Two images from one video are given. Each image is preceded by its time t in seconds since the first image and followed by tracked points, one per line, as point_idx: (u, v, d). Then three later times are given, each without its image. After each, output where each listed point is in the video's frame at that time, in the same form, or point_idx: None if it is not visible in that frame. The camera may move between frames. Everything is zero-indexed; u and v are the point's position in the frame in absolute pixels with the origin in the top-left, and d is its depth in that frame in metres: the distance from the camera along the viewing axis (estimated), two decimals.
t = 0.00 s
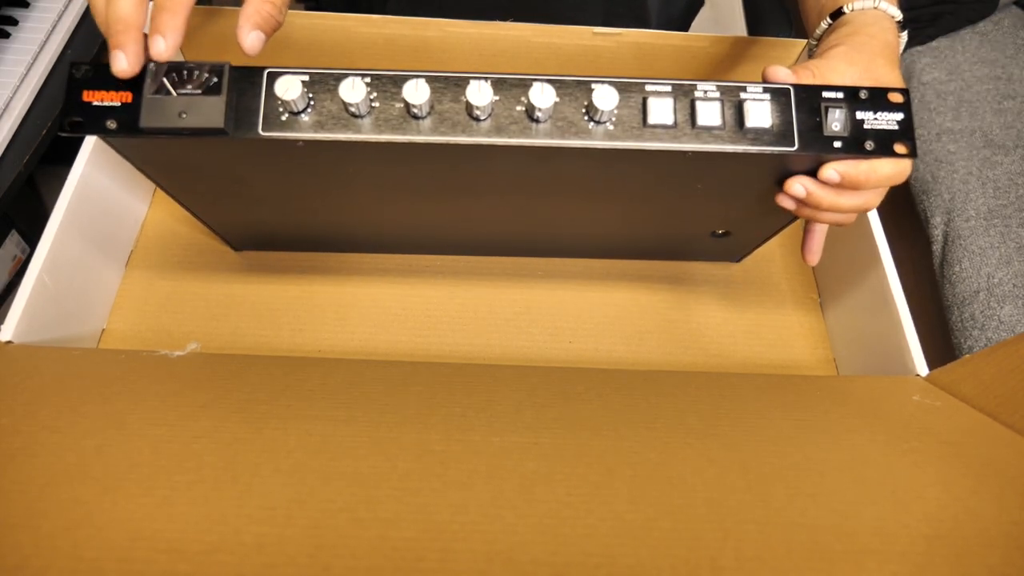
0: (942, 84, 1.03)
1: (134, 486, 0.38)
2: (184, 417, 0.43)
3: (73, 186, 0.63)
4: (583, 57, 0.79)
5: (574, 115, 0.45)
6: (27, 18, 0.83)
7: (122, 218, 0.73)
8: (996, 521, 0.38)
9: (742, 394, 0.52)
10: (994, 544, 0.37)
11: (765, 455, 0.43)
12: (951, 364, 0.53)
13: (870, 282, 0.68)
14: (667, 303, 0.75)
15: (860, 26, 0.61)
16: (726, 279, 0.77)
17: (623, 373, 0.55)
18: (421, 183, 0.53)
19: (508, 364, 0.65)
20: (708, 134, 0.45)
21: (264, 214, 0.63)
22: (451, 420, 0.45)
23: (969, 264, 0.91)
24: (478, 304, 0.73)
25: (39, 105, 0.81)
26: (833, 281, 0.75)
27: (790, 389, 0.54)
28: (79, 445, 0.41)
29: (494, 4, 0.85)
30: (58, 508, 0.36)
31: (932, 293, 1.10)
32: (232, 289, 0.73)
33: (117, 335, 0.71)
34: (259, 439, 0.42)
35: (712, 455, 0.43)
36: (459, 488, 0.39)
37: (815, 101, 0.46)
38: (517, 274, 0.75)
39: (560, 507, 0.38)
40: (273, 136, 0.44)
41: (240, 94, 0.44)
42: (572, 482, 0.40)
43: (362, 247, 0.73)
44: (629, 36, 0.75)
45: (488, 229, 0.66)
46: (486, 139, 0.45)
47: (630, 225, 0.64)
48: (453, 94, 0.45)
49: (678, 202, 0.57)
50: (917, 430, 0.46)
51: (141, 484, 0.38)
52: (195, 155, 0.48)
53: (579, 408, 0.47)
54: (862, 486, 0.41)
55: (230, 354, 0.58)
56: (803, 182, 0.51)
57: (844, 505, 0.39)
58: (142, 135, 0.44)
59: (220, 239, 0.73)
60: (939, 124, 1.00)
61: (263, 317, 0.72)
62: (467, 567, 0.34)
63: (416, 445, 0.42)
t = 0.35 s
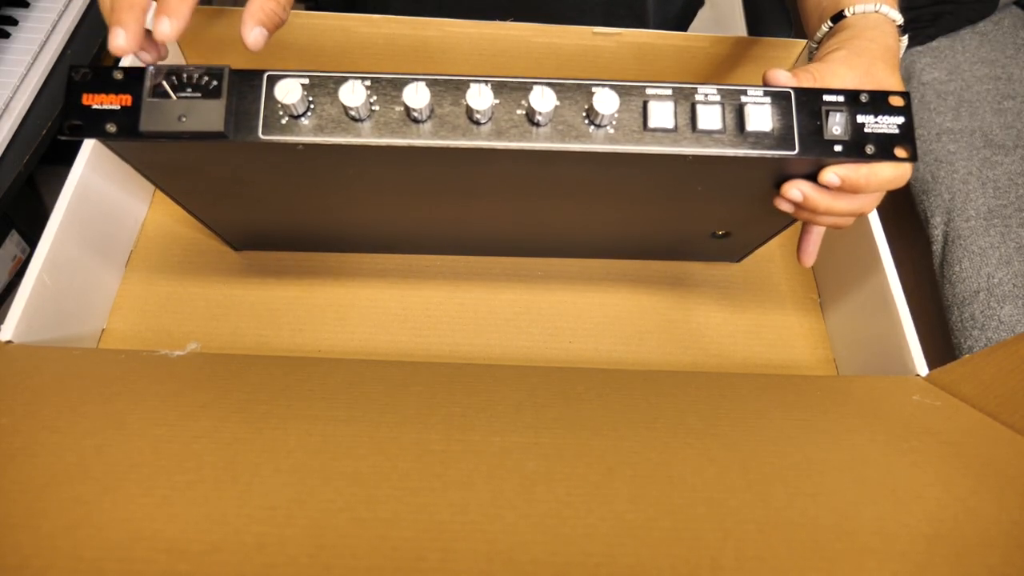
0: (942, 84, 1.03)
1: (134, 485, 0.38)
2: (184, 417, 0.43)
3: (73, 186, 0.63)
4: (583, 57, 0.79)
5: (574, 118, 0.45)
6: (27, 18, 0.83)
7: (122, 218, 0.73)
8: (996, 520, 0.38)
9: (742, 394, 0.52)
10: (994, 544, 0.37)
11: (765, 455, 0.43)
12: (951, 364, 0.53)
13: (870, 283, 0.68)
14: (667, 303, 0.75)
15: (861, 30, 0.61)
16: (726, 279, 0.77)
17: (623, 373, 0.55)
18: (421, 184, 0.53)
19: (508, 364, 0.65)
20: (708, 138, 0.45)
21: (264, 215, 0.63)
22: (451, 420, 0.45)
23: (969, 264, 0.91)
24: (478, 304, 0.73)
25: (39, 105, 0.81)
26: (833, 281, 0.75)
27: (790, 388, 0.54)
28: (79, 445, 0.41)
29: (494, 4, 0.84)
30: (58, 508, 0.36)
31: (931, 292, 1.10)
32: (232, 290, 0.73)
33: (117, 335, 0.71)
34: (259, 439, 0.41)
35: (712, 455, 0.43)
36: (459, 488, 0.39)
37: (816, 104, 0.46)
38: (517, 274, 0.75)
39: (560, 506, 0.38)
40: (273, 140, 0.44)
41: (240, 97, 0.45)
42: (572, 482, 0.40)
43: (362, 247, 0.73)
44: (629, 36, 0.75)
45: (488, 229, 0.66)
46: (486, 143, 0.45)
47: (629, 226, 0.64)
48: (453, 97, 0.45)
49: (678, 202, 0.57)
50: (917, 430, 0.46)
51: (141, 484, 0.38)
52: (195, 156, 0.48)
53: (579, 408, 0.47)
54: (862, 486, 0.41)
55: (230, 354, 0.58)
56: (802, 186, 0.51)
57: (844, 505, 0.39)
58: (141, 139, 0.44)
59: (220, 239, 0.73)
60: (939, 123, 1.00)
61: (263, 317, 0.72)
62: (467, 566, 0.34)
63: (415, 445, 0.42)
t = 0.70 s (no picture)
0: (942, 84, 1.03)
1: (134, 485, 0.38)
2: (184, 417, 0.43)
3: (73, 186, 0.63)
4: (583, 57, 0.79)
5: (575, 119, 0.45)
6: (27, 18, 0.83)
7: (122, 219, 0.73)
8: (996, 520, 0.38)
9: (742, 394, 0.52)
10: (994, 544, 0.37)
11: (765, 455, 0.43)
12: (951, 364, 0.53)
13: (870, 283, 0.68)
14: (667, 303, 0.75)
15: (862, 32, 0.61)
16: (726, 279, 0.77)
17: (623, 374, 0.55)
18: (421, 184, 0.53)
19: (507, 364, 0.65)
20: (708, 140, 0.45)
21: (263, 215, 0.63)
22: (451, 420, 0.45)
23: (969, 264, 0.91)
24: (478, 304, 0.73)
25: (39, 105, 0.81)
26: (833, 281, 0.75)
27: (790, 388, 0.54)
28: (78, 445, 0.41)
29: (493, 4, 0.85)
30: (58, 508, 0.36)
31: (931, 292, 1.10)
32: (232, 290, 0.73)
33: (117, 335, 0.71)
34: (259, 439, 0.41)
35: (712, 455, 0.43)
36: (459, 488, 0.39)
37: (816, 106, 0.46)
38: (517, 274, 0.75)
39: (560, 506, 0.38)
40: (272, 142, 0.44)
41: (240, 99, 0.45)
42: (572, 481, 0.40)
43: (362, 247, 0.73)
44: (629, 37, 0.75)
45: (487, 230, 0.66)
46: (487, 144, 0.45)
47: (629, 226, 0.64)
48: (453, 98, 0.45)
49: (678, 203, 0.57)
50: (917, 430, 0.46)
51: (141, 484, 0.38)
52: (195, 158, 0.48)
53: (579, 408, 0.47)
54: (862, 485, 0.41)
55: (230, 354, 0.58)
56: (802, 186, 0.51)
57: (844, 505, 0.39)
58: (141, 140, 0.44)
59: (220, 239, 0.73)
60: (939, 124, 1.00)
61: (263, 317, 0.72)
62: (468, 566, 0.34)
63: (415, 445, 0.42)
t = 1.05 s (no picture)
0: (942, 84, 1.03)
1: (134, 485, 0.38)
2: (184, 417, 0.43)
3: (73, 186, 0.63)
4: (583, 56, 0.79)
5: (574, 117, 0.45)
6: (27, 18, 0.83)
7: (122, 219, 0.73)
8: (996, 521, 0.38)
9: (742, 393, 0.52)
10: (994, 544, 0.37)
11: (765, 455, 0.43)
12: (951, 364, 0.53)
13: (870, 283, 0.68)
14: (667, 303, 0.75)
15: (862, 30, 0.61)
16: (726, 279, 0.77)
17: (623, 373, 0.55)
18: (420, 184, 0.53)
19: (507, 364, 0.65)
20: (708, 137, 0.45)
21: (263, 215, 0.63)
22: (451, 420, 0.45)
23: (969, 264, 0.91)
24: (478, 304, 0.73)
25: (40, 104, 0.81)
26: (833, 281, 0.75)
27: (790, 388, 0.54)
28: (79, 445, 0.41)
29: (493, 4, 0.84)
30: (58, 508, 0.36)
31: (931, 292, 1.10)
32: (232, 290, 0.73)
33: (117, 335, 0.71)
34: (259, 439, 0.41)
35: (712, 455, 0.43)
36: (459, 488, 0.39)
37: (815, 103, 0.46)
38: (517, 274, 0.75)
39: (560, 506, 0.38)
40: (272, 139, 0.44)
41: (240, 97, 0.45)
42: (572, 481, 0.40)
43: (362, 247, 0.73)
44: (629, 36, 0.75)
45: (487, 230, 0.66)
46: (486, 142, 0.45)
47: (629, 226, 0.64)
48: (453, 96, 0.45)
49: (678, 203, 0.57)
50: (917, 430, 0.46)
51: (141, 485, 0.38)
52: (195, 158, 0.48)
53: (579, 409, 0.47)
54: (862, 486, 0.41)
55: (230, 353, 0.57)
56: (802, 185, 0.51)
57: (844, 505, 0.39)
58: (141, 139, 0.44)
59: (220, 239, 0.73)
60: (939, 124, 1.00)
61: (263, 317, 0.72)
62: (468, 566, 0.34)
63: (415, 445, 0.42)
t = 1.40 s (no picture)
0: (942, 84, 1.03)
1: (134, 485, 0.38)
2: (184, 417, 0.43)
3: (73, 186, 0.63)
4: (583, 56, 0.79)
5: (574, 117, 0.45)
6: (27, 18, 0.83)
7: (122, 219, 0.73)
8: (996, 521, 0.38)
9: (742, 393, 0.52)
10: (994, 544, 0.37)
11: (765, 455, 0.43)
12: (952, 364, 0.53)
13: (870, 283, 0.68)
14: (667, 303, 0.75)
15: (862, 30, 0.61)
16: (726, 279, 0.77)
17: (623, 373, 0.55)
18: (420, 184, 0.53)
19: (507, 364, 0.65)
20: (708, 137, 0.45)
21: (263, 215, 0.63)
22: (451, 420, 0.45)
23: (969, 264, 0.91)
24: (478, 303, 0.73)
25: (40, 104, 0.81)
26: (834, 281, 0.74)
27: (790, 388, 0.54)
28: (79, 444, 0.41)
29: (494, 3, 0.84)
30: (58, 508, 0.36)
31: (931, 292, 1.10)
32: (232, 290, 0.73)
33: (117, 335, 0.71)
34: (259, 439, 0.41)
35: (712, 455, 0.43)
36: (459, 488, 0.39)
37: (816, 103, 0.46)
38: (517, 274, 0.75)
39: (560, 506, 0.38)
40: (272, 139, 0.44)
41: (240, 96, 0.45)
42: (572, 481, 0.40)
43: (362, 247, 0.73)
44: (629, 36, 0.75)
45: (487, 230, 0.66)
46: (486, 142, 0.45)
47: (630, 226, 0.64)
48: (453, 96, 0.45)
49: (678, 203, 0.57)
50: (917, 430, 0.46)
51: (141, 485, 0.38)
52: (195, 158, 0.48)
53: (579, 408, 0.47)
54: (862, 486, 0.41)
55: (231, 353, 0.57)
56: (802, 185, 0.51)
57: (844, 505, 0.39)
58: (141, 138, 0.44)
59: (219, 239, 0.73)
60: (939, 124, 1.00)
61: (263, 317, 0.72)
62: (468, 566, 0.34)
63: (416, 445, 0.42)
